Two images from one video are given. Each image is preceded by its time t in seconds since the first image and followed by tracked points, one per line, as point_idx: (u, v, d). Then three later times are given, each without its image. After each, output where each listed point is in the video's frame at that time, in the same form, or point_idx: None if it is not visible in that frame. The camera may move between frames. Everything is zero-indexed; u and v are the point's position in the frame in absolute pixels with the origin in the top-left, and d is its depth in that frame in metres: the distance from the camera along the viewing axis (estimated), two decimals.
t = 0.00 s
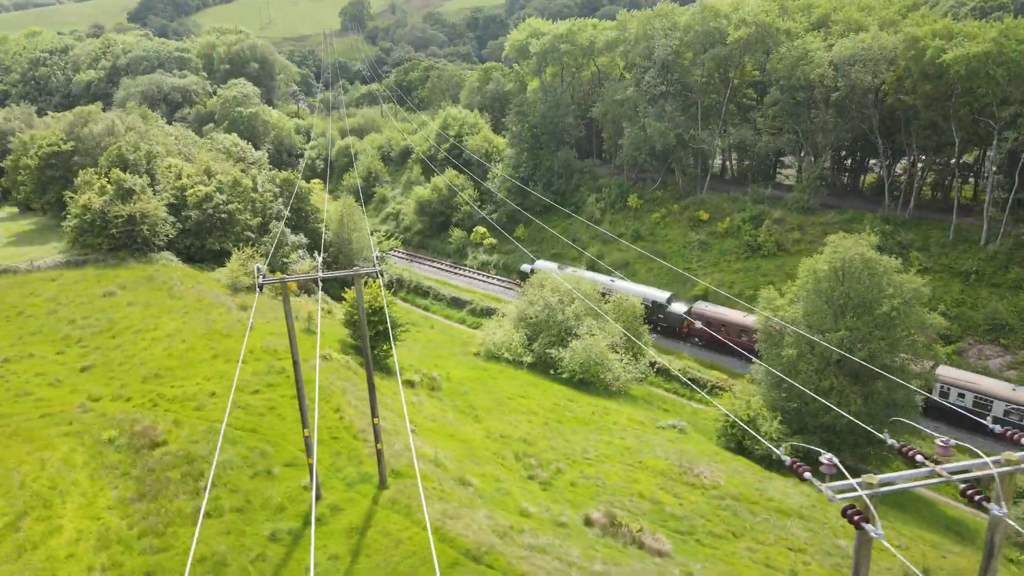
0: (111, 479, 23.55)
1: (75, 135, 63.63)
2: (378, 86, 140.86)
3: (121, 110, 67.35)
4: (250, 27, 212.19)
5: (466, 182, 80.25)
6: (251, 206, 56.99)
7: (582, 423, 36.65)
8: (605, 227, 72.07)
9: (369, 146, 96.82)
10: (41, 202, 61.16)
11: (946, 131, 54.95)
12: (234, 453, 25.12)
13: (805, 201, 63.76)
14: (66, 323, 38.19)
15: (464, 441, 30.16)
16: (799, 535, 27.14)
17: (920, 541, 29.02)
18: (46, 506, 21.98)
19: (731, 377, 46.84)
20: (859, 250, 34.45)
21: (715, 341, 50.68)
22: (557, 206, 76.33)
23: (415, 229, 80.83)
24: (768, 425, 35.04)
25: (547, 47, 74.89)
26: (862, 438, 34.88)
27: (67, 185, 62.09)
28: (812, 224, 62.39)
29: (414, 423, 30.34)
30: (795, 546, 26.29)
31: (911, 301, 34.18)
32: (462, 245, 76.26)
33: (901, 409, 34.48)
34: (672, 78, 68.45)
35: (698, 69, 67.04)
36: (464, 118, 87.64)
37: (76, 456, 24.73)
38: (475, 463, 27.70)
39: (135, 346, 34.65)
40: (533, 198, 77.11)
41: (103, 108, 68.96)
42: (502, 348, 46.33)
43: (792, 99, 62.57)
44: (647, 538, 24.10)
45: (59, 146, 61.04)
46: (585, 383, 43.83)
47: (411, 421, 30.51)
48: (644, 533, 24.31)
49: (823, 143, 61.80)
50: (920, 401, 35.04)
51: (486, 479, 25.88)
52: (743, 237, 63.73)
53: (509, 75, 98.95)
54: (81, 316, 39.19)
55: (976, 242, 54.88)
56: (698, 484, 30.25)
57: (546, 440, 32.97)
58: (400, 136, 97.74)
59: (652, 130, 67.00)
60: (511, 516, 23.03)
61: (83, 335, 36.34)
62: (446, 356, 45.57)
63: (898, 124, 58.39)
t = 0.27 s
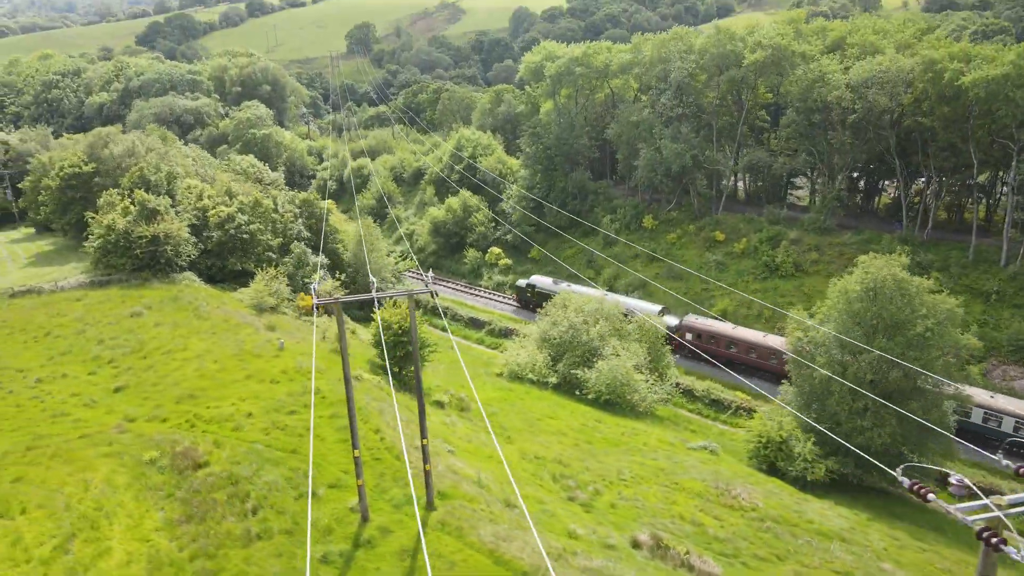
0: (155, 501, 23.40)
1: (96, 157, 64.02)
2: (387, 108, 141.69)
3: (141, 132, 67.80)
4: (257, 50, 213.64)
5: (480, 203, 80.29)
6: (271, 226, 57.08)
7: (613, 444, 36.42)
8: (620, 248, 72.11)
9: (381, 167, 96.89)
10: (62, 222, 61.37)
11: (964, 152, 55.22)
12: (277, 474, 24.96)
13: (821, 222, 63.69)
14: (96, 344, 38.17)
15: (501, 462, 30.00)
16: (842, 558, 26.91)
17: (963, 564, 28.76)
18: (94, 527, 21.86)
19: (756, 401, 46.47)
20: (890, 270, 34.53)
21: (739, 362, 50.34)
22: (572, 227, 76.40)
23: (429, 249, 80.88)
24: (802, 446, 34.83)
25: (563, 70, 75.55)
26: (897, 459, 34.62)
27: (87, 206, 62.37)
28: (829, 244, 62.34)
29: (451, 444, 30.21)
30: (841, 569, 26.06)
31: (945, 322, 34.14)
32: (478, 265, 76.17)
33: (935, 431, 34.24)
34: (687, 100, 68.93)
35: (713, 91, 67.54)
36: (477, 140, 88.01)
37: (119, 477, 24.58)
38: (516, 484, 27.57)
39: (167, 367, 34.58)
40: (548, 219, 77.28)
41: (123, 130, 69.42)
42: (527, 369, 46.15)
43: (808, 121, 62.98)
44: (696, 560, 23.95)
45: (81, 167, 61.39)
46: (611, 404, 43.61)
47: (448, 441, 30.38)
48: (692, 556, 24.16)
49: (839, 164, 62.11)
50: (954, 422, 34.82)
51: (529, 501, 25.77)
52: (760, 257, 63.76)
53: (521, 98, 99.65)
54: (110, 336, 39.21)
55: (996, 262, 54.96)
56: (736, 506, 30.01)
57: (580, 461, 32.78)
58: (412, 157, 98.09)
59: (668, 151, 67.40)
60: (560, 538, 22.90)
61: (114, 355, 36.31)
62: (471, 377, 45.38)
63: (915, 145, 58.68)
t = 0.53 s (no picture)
0: (201, 522, 23.23)
1: (117, 178, 64.44)
2: (395, 130, 142.56)
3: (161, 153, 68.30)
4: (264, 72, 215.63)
5: (494, 223, 80.45)
6: (291, 246, 57.19)
7: (645, 465, 36.23)
8: (636, 268, 72.22)
9: (393, 188, 97.23)
10: (83, 243, 61.62)
11: (981, 173, 55.37)
12: (321, 494, 24.76)
13: (837, 242, 63.68)
14: (126, 364, 38.16)
15: (540, 483, 29.87)
16: None
17: None
18: (143, 549, 21.68)
19: (781, 421, 46.19)
20: (923, 290, 34.84)
21: (763, 384, 50.15)
22: (587, 247, 76.57)
23: (444, 270, 80.98)
24: (836, 468, 34.70)
25: (578, 92, 76.21)
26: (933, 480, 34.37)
27: (108, 226, 62.66)
28: (846, 265, 62.29)
29: (490, 464, 30.10)
30: None
31: (980, 343, 34.18)
32: (493, 285, 76.23)
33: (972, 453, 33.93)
34: (703, 122, 69.37)
35: (729, 113, 68.02)
36: (491, 160, 88.47)
37: (162, 498, 24.43)
38: (558, 505, 27.47)
39: (200, 387, 34.51)
40: (563, 240, 77.45)
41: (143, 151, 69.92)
42: (552, 390, 46.03)
43: (824, 142, 63.40)
44: None
45: (103, 188, 61.78)
46: (638, 425, 43.46)
47: (487, 462, 30.28)
48: None
49: (857, 185, 62.36)
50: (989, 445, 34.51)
51: (575, 522, 25.68)
52: (778, 277, 63.79)
53: (532, 119, 100.37)
54: (139, 357, 39.17)
55: (1017, 283, 55.02)
56: (776, 527, 29.77)
57: (616, 482, 32.61)
58: (424, 178, 98.57)
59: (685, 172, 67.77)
60: (611, 561, 22.79)
61: (145, 376, 36.28)
62: (497, 397, 45.23)
63: (933, 166, 58.95)
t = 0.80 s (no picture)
0: (249, 544, 23.10)
1: (137, 199, 64.72)
2: (404, 151, 143.25)
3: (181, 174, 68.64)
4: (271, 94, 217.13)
5: (509, 243, 80.53)
6: (312, 266, 57.22)
7: (678, 486, 36.02)
8: (652, 289, 72.22)
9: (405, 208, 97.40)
10: (102, 262, 61.71)
11: (1001, 194, 55.62)
12: (368, 516, 24.69)
13: (855, 262, 63.71)
14: (155, 384, 38.06)
15: (579, 504, 29.70)
16: None
17: None
18: (194, 571, 21.56)
19: (807, 442, 45.96)
20: (957, 311, 34.93)
21: (782, 402, 50.16)
22: (602, 267, 76.64)
23: (458, 290, 80.99)
24: (871, 489, 34.47)
25: (594, 113, 76.80)
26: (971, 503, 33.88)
27: (127, 246, 62.81)
28: (865, 285, 62.24)
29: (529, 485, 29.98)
30: None
31: (1016, 363, 34.17)
32: (508, 305, 76.15)
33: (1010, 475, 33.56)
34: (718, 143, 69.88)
35: (745, 134, 68.50)
36: (504, 181, 88.82)
37: (206, 519, 24.26)
38: (602, 527, 27.31)
39: (232, 407, 34.38)
40: (578, 260, 77.55)
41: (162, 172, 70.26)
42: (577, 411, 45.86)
43: (841, 163, 63.77)
44: None
45: (123, 208, 62.01)
46: (666, 445, 43.27)
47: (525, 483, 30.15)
48: None
49: (874, 205, 62.59)
50: None
51: (621, 545, 25.61)
52: (797, 298, 63.79)
53: (544, 140, 100.96)
54: (167, 376, 39.06)
55: None
56: (817, 549, 29.53)
57: (652, 503, 32.39)
58: (436, 199, 98.88)
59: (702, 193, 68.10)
60: None
61: (176, 396, 36.17)
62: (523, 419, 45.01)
63: (952, 186, 59.19)
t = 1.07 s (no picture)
0: (300, 567, 23.12)
1: (157, 219, 64.95)
2: (412, 172, 143.81)
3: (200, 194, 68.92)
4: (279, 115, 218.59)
5: (524, 263, 80.48)
6: (334, 286, 57.19)
7: (713, 508, 35.80)
8: (668, 309, 72.08)
9: (418, 229, 97.28)
10: (122, 282, 61.77)
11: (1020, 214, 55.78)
12: (418, 536, 24.91)
13: (873, 282, 63.65)
14: (185, 403, 37.94)
15: (621, 526, 29.59)
16: None
17: None
18: None
19: (835, 465, 45.62)
20: (993, 331, 34.87)
21: (808, 424, 49.73)
22: (618, 287, 76.57)
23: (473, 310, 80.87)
24: (908, 510, 34.41)
25: (610, 134, 77.26)
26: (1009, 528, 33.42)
27: (147, 266, 62.92)
28: (884, 305, 62.19)
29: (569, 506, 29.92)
30: None
31: None
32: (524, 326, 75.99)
33: None
34: (735, 164, 70.24)
35: (762, 155, 68.88)
36: (518, 202, 89.02)
37: (254, 541, 24.16)
38: (647, 549, 27.19)
39: (266, 427, 34.25)
40: (594, 280, 77.51)
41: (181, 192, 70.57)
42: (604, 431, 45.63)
43: (859, 184, 64.04)
44: None
45: (144, 228, 62.19)
46: (695, 467, 43.07)
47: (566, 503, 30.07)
48: None
49: (893, 226, 62.75)
50: None
51: (669, 567, 25.74)
52: (816, 318, 63.75)
53: (556, 162, 101.40)
54: (197, 396, 38.87)
55: None
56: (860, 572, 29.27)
57: (691, 525, 32.19)
58: (449, 219, 99.07)
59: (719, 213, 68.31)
60: None
61: (208, 416, 36.06)
62: (550, 439, 44.72)
63: (971, 207, 59.42)
